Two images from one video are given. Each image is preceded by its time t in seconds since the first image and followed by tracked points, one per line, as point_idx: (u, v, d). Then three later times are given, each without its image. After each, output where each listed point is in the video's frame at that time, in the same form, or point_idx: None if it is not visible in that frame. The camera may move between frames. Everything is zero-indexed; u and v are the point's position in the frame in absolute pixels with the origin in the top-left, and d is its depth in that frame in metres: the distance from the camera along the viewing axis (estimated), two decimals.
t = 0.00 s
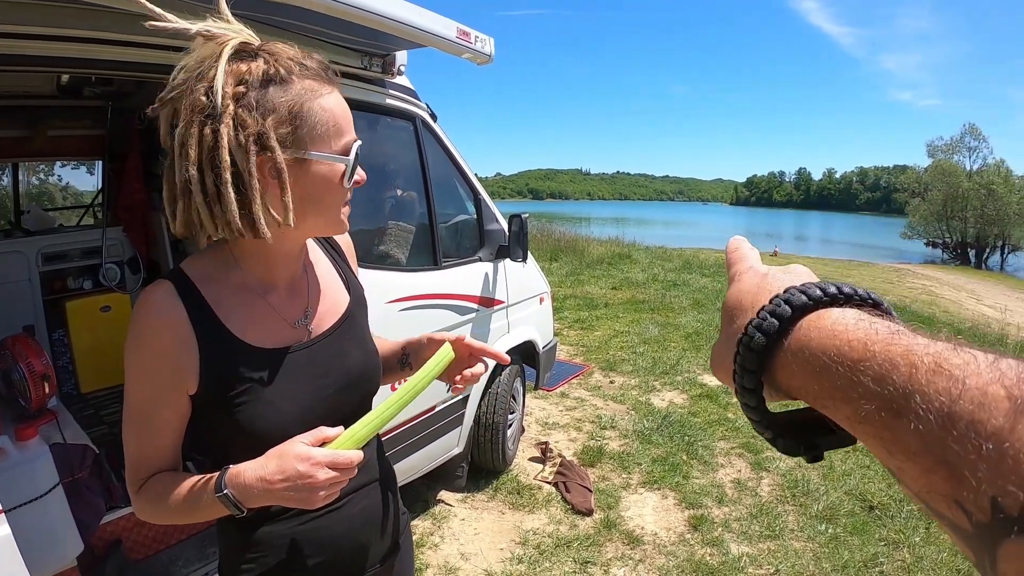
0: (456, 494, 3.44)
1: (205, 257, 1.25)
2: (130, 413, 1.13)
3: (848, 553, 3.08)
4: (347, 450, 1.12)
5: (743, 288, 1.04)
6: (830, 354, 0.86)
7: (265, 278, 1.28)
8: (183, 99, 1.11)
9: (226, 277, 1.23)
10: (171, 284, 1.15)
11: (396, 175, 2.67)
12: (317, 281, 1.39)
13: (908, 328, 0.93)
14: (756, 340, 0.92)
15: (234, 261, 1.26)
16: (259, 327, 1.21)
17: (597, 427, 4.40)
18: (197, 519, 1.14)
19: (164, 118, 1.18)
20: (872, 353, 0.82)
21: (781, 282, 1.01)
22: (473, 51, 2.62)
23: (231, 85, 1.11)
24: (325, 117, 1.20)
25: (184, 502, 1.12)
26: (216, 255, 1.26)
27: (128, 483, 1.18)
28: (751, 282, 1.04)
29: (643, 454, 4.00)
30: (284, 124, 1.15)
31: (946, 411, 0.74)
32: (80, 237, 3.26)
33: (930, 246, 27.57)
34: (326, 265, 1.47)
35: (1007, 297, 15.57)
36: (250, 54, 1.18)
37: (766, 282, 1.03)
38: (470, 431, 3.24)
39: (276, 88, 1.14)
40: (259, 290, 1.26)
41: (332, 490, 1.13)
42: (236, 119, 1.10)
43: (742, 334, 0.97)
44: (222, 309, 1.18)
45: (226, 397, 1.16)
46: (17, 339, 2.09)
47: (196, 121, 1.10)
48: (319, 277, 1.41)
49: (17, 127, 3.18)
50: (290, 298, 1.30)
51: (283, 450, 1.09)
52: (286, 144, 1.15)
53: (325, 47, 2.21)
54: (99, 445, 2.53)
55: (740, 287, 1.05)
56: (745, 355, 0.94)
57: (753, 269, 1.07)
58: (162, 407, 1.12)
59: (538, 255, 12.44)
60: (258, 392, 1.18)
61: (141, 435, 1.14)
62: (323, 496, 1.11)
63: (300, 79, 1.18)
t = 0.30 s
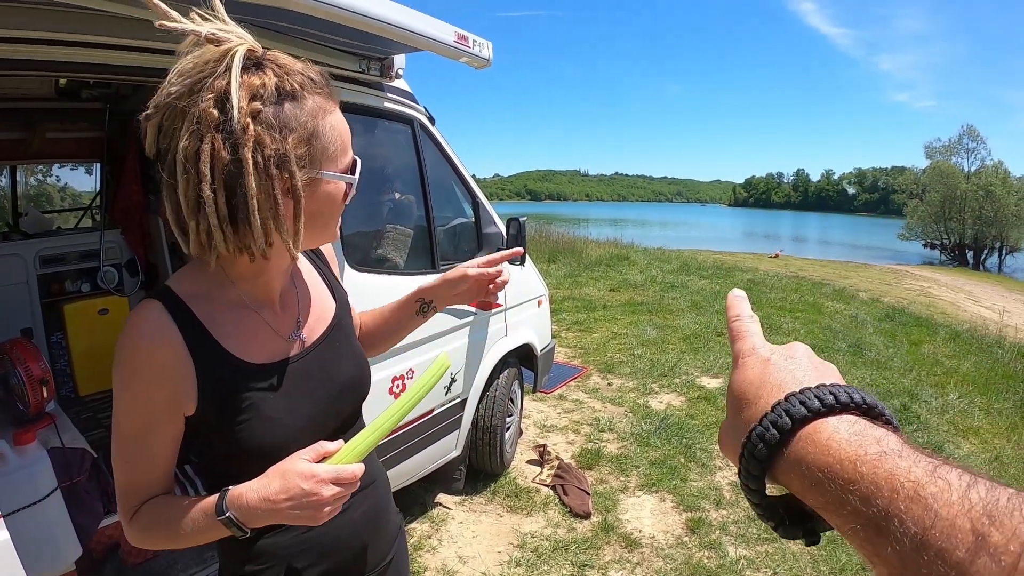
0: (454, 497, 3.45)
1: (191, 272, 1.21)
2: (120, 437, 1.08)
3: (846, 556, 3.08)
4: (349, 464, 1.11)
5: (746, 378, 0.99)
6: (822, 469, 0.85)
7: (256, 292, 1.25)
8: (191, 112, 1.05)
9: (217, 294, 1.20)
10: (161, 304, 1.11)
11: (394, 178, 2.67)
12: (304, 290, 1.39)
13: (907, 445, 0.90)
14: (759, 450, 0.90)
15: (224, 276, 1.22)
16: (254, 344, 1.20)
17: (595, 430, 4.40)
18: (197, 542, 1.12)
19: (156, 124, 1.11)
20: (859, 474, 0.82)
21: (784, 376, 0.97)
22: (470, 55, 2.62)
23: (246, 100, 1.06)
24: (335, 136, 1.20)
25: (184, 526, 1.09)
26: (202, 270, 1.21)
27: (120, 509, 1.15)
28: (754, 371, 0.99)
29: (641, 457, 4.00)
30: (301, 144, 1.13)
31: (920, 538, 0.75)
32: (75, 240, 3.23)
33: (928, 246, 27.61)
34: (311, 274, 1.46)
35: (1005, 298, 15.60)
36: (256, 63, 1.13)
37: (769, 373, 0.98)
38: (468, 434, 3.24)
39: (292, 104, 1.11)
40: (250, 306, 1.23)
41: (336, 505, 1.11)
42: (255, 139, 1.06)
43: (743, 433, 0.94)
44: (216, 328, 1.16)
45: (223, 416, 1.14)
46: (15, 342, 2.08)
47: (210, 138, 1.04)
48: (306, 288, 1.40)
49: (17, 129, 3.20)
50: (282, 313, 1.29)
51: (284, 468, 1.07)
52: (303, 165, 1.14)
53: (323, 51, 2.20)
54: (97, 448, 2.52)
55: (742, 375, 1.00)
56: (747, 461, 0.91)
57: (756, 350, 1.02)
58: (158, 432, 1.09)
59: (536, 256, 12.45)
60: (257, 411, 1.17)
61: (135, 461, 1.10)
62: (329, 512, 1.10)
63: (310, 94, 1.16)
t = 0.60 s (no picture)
0: (451, 499, 3.44)
1: (181, 276, 1.20)
2: (111, 445, 1.07)
3: (844, 560, 3.08)
4: (348, 472, 1.11)
5: (761, 391, 1.07)
6: (841, 478, 0.92)
7: (247, 296, 1.25)
8: (181, 111, 1.04)
9: (208, 298, 1.19)
10: (151, 310, 1.10)
11: (393, 179, 2.67)
12: (295, 294, 1.38)
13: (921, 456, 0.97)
14: (776, 458, 0.96)
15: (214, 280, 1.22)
16: (245, 349, 1.19)
17: (594, 432, 4.39)
18: (193, 552, 1.11)
19: (145, 123, 1.11)
20: (879, 484, 0.88)
21: (799, 389, 1.05)
22: (470, 56, 2.62)
23: (237, 100, 1.05)
24: (328, 139, 1.20)
25: (180, 536, 1.09)
26: (193, 274, 1.20)
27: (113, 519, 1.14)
28: (770, 384, 1.07)
29: (639, 460, 4.00)
30: (293, 147, 1.13)
31: (942, 547, 0.82)
32: (74, 239, 3.22)
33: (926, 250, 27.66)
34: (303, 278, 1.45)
35: (1003, 302, 15.63)
36: (248, 62, 1.12)
37: (785, 387, 1.06)
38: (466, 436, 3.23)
39: (284, 106, 1.11)
40: (242, 311, 1.23)
41: (334, 514, 1.10)
42: (245, 140, 1.06)
43: (762, 445, 1.01)
44: (207, 333, 1.15)
45: (215, 422, 1.14)
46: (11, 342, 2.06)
47: (198, 138, 1.03)
48: (298, 291, 1.39)
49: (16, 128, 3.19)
50: (274, 317, 1.28)
51: (282, 476, 1.07)
52: (294, 168, 1.13)
53: (321, 50, 2.19)
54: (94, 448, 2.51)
55: (758, 388, 1.08)
56: (766, 468, 0.97)
57: (770, 365, 1.10)
58: (150, 440, 1.08)
59: (534, 258, 12.45)
60: (252, 418, 1.16)
61: (128, 471, 1.09)
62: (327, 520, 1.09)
63: (304, 96, 1.15)
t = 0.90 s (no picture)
0: (451, 498, 3.44)
1: (177, 273, 1.20)
2: (105, 442, 1.08)
3: (844, 560, 3.08)
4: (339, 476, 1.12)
5: (814, 385, 1.09)
6: (892, 468, 0.93)
7: (243, 294, 1.25)
8: (175, 108, 1.05)
9: (203, 295, 1.19)
10: (146, 307, 1.10)
11: (394, 178, 2.67)
12: (293, 292, 1.38)
13: (971, 449, 0.97)
14: (827, 448, 0.98)
15: (210, 277, 1.22)
16: (240, 347, 1.19)
17: (594, 432, 4.39)
18: (184, 549, 1.11)
19: (139, 120, 1.11)
20: (929, 472, 0.90)
21: (850, 384, 1.06)
22: (473, 55, 2.62)
23: (231, 97, 1.05)
24: (323, 138, 1.20)
25: (170, 533, 1.09)
26: (188, 271, 1.20)
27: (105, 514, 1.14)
28: (822, 379, 1.10)
29: (640, 459, 4.00)
30: (286, 146, 1.13)
31: (992, 530, 0.82)
32: (75, 237, 3.20)
33: (927, 251, 27.65)
34: (301, 275, 1.45)
35: (1003, 304, 15.62)
36: (244, 60, 1.13)
37: (836, 382, 1.08)
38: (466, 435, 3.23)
39: (278, 104, 1.11)
40: (237, 309, 1.23)
41: (323, 517, 1.11)
42: (238, 137, 1.06)
43: (813, 437, 1.03)
44: (202, 331, 1.15)
45: (210, 421, 1.14)
46: (12, 339, 2.07)
47: (191, 136, 1.04)
48: (295, 289, 1.39)
49: (17, 125, 3.19)
50: (269, 315, 1.28)
51: (272, 478, 1.07)
52: (287, 167, 1.13)
53: (321, 48, 2.19)
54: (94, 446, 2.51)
55: (811, 383, 1.10)
56: (817, 458, 1.00)
57: (823, 360, 1.12)
58: (144, 436, 1.08)
59: (535, 258, 12.44)
60: (245, 417, 1.17)
61: (121, 467, 1.09)
62: (314, 525, 1.10)
63: (299, 94, 1.15)
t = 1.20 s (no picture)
0: (450, 496, 3.45)
1: (172, 271, 1.20)
2: (101, 438, 1.09)
3: (841, 559, 3.08)
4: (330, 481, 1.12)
5: (843, 372, 1.10)
6: (925, 453, 0.92)
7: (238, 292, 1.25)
8: (167, 108, 1.05)
9: (198, 293, 1.20)
10: (141, 304, 1.10)
11: (393, 177, 2.67)
12: (289, 290, 1.38)
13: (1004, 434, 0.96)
14: (858, 434, 0.98)
15: (205, 274, 1.22)
16: (235, 345, 1.19)
17: (593, 431, 4.39)
18: (179, 545, 1.12)
19: (133, 119, 1.12)
20: (962, 456, 0.88)
21: (879, 370, 1.06)
22: (472, 54, 2.62)
23: (222, 97, 1.06)
24: (316, 137, 1.20)
25: (165, 530, 1.09)
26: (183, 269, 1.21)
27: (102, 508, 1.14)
28: (851, 366, 1.10)
29: (638, 458, 4.00)
30: (277, 145, 1.13)
31: None
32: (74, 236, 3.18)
33: (927, 251, 27.64)
34: (298, 275, 1.46)
35: (1003, 304, 15.64)
36: (237, 58, 1.13)
37: (866, 368, 1.08)
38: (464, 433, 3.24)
39: (269, 103, 1.11)
40: (232, 306, 1.23)
41: (314, 519, 1.11)
42: (228, 137, 1.06)
43: (842, 423, 1.02)
44: (196, 328, 1.15)
45: (205, 418, 1.14)
46: (12, 337, 2.07)
47: (182, 136, 1.04)
48: (290, 286, 1.39)
49: (17, 123, 3.19)
50: (264, 313, 1.28)
51: (265, 477, 1.08)
52: (278, 166, 1.13)
53: (322, 48, 2.20)
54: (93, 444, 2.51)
55: (840, 369, 1.10)
56: (847, 444, 0.99)
57: (852, 348, 1.13)
58: (140, 433, 1.09)
59: (534, 257, 12.44)
60: (240, 415, 1.17)
61: (117, 463, 1.10)
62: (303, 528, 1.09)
63: (291, 93, 1.15)
